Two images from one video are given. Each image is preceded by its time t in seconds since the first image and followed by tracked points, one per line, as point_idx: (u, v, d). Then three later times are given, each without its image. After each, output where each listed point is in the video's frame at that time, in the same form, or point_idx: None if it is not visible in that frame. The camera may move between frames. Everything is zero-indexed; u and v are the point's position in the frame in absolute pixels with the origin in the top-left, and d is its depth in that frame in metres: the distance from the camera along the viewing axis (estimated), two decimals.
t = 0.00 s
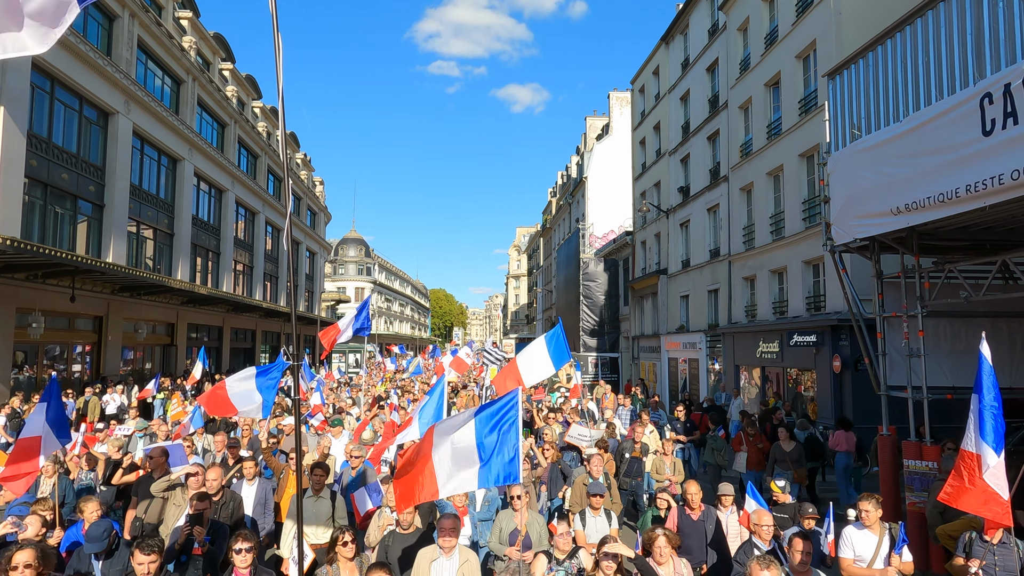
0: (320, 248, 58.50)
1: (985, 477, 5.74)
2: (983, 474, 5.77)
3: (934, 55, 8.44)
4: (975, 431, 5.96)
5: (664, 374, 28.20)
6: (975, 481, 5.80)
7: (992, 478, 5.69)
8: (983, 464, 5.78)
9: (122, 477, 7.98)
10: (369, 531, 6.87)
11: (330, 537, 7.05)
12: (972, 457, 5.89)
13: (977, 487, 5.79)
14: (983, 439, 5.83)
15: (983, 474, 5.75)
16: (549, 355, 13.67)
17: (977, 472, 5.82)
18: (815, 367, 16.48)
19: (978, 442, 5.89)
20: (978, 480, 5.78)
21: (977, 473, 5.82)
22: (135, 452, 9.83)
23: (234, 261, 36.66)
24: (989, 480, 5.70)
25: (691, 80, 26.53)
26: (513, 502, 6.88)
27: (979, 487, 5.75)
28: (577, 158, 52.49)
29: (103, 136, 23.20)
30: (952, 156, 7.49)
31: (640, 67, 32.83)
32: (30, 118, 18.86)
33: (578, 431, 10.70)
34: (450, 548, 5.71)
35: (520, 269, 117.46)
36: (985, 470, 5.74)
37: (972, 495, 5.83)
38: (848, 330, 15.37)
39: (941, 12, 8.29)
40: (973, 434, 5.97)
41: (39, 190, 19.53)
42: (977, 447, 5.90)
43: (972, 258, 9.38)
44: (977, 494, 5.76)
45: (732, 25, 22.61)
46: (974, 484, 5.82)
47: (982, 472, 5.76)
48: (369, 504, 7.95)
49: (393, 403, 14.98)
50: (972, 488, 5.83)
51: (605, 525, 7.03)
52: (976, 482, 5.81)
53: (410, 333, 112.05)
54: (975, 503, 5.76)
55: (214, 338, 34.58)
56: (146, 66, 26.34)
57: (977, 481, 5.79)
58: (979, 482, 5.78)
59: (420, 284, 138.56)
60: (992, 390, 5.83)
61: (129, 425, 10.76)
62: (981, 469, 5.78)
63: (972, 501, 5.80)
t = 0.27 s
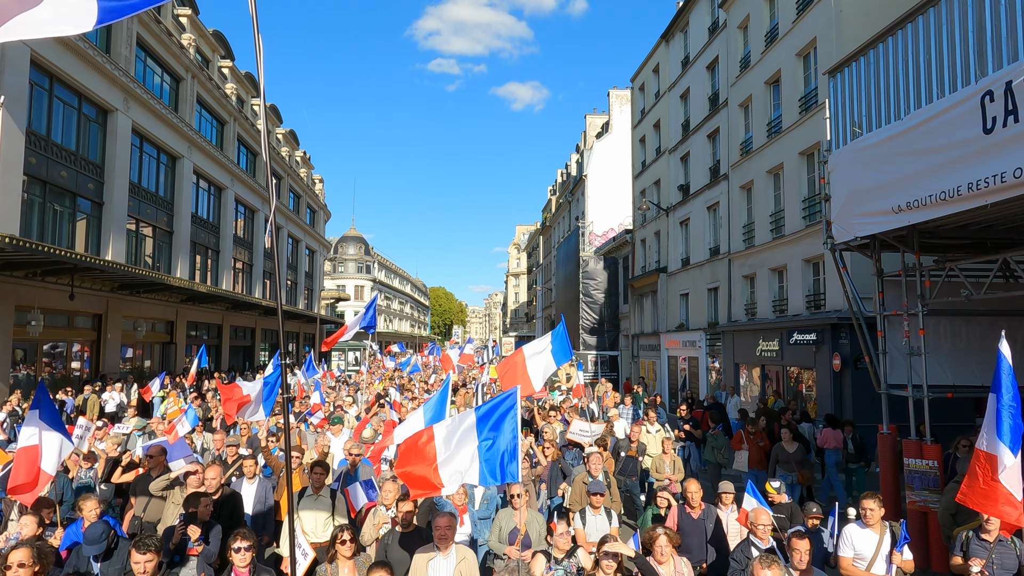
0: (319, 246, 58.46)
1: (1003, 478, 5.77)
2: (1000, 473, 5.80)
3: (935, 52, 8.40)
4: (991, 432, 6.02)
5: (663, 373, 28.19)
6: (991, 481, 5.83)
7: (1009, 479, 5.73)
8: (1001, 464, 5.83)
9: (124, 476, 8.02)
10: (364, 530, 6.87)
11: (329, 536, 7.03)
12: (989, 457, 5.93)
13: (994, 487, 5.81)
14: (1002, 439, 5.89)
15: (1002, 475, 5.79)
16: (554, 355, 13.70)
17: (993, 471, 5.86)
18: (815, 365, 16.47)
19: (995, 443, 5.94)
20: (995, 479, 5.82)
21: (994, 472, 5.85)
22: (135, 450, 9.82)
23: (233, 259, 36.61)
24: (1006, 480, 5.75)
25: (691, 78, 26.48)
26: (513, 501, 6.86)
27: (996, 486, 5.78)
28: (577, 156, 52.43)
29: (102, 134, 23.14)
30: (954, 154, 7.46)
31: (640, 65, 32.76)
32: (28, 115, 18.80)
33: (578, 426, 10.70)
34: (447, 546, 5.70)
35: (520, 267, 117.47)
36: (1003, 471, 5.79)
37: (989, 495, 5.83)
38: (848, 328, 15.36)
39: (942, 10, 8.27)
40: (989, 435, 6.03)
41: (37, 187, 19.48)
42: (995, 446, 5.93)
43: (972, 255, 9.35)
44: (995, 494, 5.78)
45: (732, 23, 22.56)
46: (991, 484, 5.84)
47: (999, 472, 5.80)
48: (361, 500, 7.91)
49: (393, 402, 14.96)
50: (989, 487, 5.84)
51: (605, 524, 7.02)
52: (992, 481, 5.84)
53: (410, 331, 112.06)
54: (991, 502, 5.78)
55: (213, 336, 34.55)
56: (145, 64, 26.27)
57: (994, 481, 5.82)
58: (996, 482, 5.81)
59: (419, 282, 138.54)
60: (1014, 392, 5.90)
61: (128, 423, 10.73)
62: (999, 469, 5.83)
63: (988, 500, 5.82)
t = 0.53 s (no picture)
0: (318, 245, 58.42)
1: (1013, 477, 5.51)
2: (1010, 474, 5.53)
3: (935, 51, 8.38)
4: (997, 430, 5.74)
5: (662, 372, 28.21)
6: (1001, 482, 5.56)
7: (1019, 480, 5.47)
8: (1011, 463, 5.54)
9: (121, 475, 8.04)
10: (360, 528, 6.92)
11: (330, 535, 7.01)
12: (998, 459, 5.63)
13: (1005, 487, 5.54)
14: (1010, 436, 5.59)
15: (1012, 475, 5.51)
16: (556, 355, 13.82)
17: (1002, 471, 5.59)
18: (815, 364, 16.47)
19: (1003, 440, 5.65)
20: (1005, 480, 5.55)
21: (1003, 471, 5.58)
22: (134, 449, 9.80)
23: (232, 258, 36.57)
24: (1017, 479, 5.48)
25: (691, 77, 26.45)
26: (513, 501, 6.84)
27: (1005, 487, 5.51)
28: (575, 154, 52.41)
29: (100, 132, 23.09)
30: (954, 153, 7.44)
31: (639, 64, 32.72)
32: (26, 114, 18.74)
33: (585, 422, 10.83)
34: (444, 545, 5.70)
35: (519, 266, 117.59)
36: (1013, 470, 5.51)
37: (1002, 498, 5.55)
38: (848, 327, 15.37)
39: (943, 9, 8.26)
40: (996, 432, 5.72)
41: (36, 186, 19.42)
42: (1003, 447, 5.64)
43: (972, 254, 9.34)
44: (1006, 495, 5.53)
45: (732, 21, 22.53)
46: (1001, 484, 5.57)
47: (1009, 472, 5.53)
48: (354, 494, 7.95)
49: (392, 400, 14.95)
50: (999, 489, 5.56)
51: (606, 523, 7.00)
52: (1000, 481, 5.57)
53: (408, 330, 112.05)
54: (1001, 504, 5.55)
55: (212, 335, 34.52)
56: (144, 62, 26.20)
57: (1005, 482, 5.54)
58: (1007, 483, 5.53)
59: (418, 281, 138.54)
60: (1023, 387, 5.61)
61: (127, 423, 10.70)
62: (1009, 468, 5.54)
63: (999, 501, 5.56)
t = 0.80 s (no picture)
0: (317, 244, 58.38)
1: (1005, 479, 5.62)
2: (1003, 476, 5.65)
3: (936, 50, 8.38)
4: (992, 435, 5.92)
5: (661, 371, 28.22)
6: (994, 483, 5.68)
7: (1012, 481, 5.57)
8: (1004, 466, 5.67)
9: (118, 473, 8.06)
10: (358, 527, 6.98)
11: (331, 534, 6.99)
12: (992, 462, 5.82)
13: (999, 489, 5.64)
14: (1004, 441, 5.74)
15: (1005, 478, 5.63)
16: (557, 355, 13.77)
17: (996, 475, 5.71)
18: (814, 363, 16.47)
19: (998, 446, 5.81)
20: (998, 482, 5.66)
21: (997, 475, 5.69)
22: (133, 449, 9.79)
23: (231, 257, 36.54)
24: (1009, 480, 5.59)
25: (690, 76, 26.45)
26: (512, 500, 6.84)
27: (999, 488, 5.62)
28: (575, 153, 52.39)
29: (99, 132, 23.05)
30: (955, 152, 7.44)
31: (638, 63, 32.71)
32: (25, 113, 18.72)
33: (587, 419, 10.89)
34: (443, 544, 5.68)
35: (518, 265, 117.60)
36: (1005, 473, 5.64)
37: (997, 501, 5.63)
38: (847, 326, 15.38)
39: (944, 7, 8.25)
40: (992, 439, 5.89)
41: (34, 185, 19.39)
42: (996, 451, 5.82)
43: (973, 253, 9.34)
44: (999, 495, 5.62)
45: (732, 21, 22.53)
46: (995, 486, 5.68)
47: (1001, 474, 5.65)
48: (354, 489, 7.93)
49: (392, 399, 14.92)
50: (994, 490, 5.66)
51: (606, 522, 6.99)
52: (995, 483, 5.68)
53: (407, 329, 112.05)
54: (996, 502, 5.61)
55: (211, 334, 34.49)
56: (142, 61, 26.17)
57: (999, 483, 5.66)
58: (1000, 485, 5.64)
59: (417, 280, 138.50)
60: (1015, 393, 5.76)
61: (126, 422, 10.70)
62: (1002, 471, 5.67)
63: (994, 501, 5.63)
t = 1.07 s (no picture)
0: (316, 243, 58.35)
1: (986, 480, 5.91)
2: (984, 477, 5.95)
3: (935, 50, 8.39)
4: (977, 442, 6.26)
5: (661, 370, 28.24)
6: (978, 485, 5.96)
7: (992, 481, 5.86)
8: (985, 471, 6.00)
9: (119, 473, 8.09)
10: (358, 526, 6.98)
11: (331, 533, 6.99)
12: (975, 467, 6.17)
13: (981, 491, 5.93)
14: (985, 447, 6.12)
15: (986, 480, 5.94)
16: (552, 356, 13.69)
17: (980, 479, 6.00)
18: (813, 362, 16.50)
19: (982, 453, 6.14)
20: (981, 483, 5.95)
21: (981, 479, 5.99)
22: (134, 448, 9.80)
23: (230, 256, 36.52)
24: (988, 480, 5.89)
25: (689, 75, 26.44)
26: (513, 499, 6.86)
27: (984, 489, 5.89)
28: (574, 152, 52.38)
29: (98, 131, 23.04)
30: (954, 151, 7.45)
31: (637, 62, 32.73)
32: (24, 112, 18.71)
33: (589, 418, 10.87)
34: (441, 543, 5.69)
35: (517, 264, 117.60)
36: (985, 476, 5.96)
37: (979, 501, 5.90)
38: (847, 326, 15.39)
39: (944, 6, 8.25)
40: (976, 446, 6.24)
41: (33, 185, 19.38)
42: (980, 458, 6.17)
43: (972, 252, 9.34)
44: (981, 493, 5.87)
45: (731, 20, 22.53)
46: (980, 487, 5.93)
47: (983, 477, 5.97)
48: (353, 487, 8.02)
49: (392, 399, 14.92)
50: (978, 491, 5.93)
51: (606, 522, 6.99)
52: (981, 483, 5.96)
53: (406, 328, 112.05)
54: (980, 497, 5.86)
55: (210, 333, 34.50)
56: (142, 60, 26.15)
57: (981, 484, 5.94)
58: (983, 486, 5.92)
59: (416, 280, 138.46)
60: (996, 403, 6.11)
61: (126, 422, 10.70)
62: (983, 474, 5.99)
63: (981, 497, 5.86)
